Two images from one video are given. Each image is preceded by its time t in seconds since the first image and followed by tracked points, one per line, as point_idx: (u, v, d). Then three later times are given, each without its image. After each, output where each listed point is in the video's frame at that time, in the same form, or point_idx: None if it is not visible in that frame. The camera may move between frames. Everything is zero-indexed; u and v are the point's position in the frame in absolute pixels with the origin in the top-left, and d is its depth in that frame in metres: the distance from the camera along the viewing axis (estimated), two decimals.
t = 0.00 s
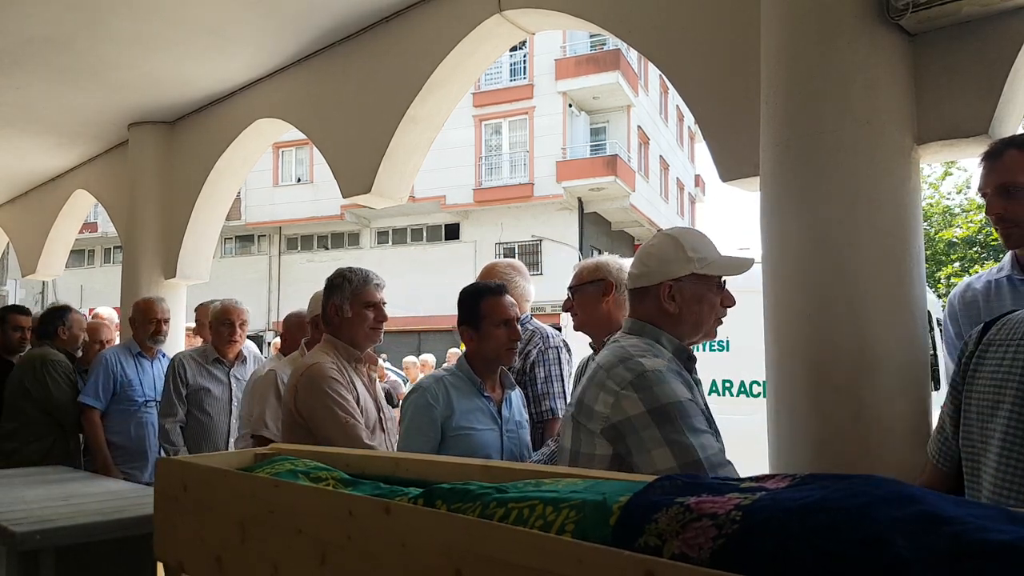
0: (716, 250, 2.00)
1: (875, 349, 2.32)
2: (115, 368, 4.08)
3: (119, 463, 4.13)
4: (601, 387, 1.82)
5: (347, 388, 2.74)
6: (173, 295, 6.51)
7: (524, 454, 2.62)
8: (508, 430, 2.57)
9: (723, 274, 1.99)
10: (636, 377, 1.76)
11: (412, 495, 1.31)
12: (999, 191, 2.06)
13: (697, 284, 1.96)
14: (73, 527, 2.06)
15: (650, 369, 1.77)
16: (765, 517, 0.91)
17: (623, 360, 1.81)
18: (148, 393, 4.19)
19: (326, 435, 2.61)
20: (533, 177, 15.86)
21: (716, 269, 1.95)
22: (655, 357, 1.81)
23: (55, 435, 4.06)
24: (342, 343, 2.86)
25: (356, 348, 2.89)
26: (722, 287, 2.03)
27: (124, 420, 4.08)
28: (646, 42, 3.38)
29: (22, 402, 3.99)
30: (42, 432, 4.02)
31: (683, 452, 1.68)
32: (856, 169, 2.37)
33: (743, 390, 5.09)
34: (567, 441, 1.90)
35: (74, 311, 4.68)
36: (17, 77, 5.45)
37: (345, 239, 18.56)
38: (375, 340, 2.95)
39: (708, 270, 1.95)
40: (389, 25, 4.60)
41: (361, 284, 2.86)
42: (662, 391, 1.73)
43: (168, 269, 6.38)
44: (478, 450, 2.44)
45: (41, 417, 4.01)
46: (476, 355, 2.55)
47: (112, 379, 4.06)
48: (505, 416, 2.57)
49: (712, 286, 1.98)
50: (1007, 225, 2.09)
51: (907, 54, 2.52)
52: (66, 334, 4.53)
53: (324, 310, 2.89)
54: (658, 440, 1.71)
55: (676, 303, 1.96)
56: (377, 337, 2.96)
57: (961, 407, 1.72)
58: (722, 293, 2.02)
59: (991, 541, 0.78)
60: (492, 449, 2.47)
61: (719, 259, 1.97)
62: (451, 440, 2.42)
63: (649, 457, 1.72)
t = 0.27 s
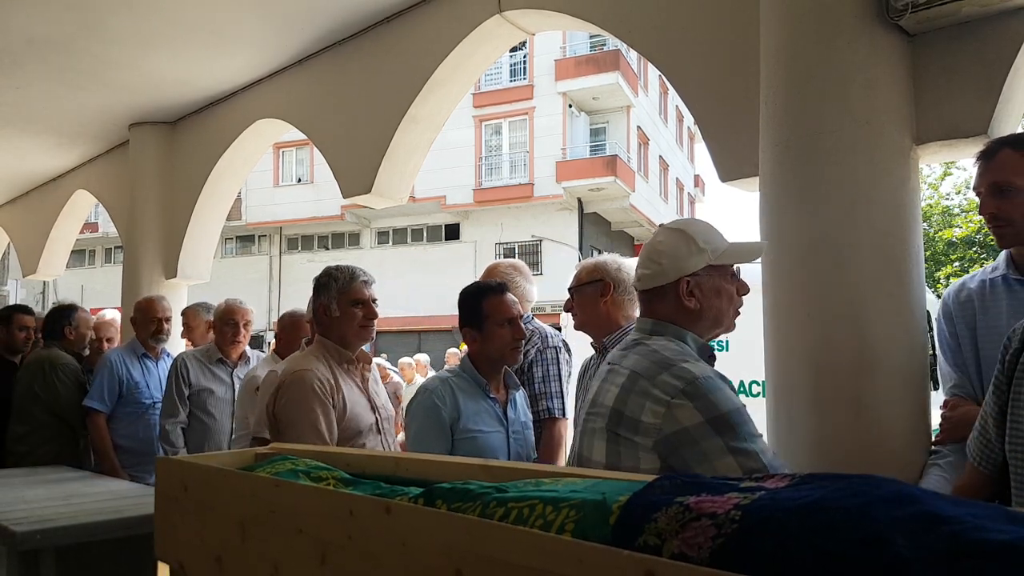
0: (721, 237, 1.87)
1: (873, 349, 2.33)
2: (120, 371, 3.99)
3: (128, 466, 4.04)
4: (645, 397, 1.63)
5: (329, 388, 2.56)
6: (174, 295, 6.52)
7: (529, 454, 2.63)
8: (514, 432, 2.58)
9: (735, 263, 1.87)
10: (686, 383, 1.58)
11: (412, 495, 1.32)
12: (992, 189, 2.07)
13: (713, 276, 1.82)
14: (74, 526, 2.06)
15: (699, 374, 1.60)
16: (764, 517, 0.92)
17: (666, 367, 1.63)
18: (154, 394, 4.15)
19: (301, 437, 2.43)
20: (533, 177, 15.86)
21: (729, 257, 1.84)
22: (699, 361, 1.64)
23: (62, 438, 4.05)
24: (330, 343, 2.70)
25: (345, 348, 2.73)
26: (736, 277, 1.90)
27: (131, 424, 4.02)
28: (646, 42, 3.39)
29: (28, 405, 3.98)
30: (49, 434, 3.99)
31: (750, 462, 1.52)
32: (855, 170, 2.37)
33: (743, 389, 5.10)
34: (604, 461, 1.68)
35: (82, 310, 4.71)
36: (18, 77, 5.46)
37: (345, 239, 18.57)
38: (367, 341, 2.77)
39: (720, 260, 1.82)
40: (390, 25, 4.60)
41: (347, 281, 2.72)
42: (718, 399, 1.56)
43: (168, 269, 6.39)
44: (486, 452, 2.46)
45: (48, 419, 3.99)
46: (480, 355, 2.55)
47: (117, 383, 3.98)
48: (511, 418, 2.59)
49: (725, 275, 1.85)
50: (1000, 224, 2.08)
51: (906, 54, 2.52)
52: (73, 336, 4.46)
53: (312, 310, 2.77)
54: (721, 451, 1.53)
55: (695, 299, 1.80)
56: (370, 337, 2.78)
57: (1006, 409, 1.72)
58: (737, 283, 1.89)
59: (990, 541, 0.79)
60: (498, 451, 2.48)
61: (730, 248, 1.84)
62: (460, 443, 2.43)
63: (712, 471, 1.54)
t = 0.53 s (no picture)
0: (757, 229, 1.73)
1: (873, 350, 2.33)
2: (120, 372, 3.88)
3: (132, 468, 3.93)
4: (683, 405, 1.51)
5: (309, 391, 2.51)
6: (173, 295, 6.52)
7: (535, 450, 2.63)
8: (519, 428, 2.58)
9: (772, 258, 1.72)
10: (728, 390, 1.46)
11: (412, 495, 1.32)
12: (996, 193, 2.06)
13: (747, 271, 1.68)
14: (73, 526, 2.06)
15: (741, 378, 1.48)
16: (765, 517, 0.92)
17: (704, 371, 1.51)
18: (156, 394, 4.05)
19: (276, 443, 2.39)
20: (533, 177, 15.86)
21: (765, 251, 1.69)
22: (737, 364, 1.53)
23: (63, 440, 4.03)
24: (317, 344, 2.65)
25: (335, 349, 2.67)
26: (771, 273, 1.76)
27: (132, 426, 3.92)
28: (646, 42, 3.39)
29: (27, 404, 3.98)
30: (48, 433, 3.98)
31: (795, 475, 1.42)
32: (856, 170, 2.37)
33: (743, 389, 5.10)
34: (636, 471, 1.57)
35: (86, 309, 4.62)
36: (18, 77, 5.46)
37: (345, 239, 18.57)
38: (359, 339, 2.71)
39: (757, 254, 1.68)
40: (390, 25, 4.60)
41: (337, 279, 2.67)
42: (763, 407, 1.44)
43: (168, 269, 6.39)
44: (496, 449, 2.45)
45: (49, 419, 3.97)
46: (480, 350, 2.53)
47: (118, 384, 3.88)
48: (516, 414, 2.59)
49: (761, 270, 1.71)
50: (1006, 228, 2.06)
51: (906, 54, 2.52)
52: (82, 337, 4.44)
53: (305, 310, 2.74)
54: (763, 463, 1.44)
55: (727, 294, 1.67)
56: (363, 336, 2.72)
57: None
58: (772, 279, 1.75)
59: (990, 541, 0.78)
60: (506, 447, 2.47)
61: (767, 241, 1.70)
62: (470, 442, 2.40)
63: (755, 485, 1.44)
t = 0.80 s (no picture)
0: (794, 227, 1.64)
1: (873, 350, 2.33)
2: (116, 374, 3.86)
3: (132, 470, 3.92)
4: (708, 413, 1.43)
5: (305, 392, 2.51)
6: (173, 295, 6.52)
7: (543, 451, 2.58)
8: (528, 429, 2.52)
9: (807, 258, 1.62)
10: (756, 398, 1.39)
11: (412, 495, 1.32)
12: (996, 194, 2.07)
13: (778, 270, 1.59)
14: (74, 526, 2.06)
15: (772, 385, 1.40)
16: (764, 517, 0.92)
17: (731, 377, 1.43)
18: (153, 396, 4.02)
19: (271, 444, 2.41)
20: (533, 177, 15.86)
21: (799, 250, 1.59)
22: (766, 368, 1.45)
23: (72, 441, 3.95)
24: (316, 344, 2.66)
25: (334, 349, 2.67)
26: (804, 274, 1.66)
27: (130, 429, 3.90)
28: (646, 42, 3.39)
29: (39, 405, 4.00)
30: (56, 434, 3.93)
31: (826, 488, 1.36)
32: (855, 170, 2.37)
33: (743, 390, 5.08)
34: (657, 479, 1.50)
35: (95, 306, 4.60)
36: (18, 77, 5.46)
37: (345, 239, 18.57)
38: (359, 339, 2.70)
39: (790, 254, 1.59)
40: (390, 25, 4.60)
41: (336, 279, 2.67)
42: (795, 416, 1.37)
43: (168, 269, 6.39)
44: (505, 450, 2.37)
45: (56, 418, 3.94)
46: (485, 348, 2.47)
47: (114, 386, 3.85)
48: (523, 414, 2.53)
49: (793, 271, 1.62)
50: (1006, 228, 2.07)
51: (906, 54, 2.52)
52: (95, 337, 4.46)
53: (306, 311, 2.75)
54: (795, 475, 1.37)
55: (754, 294, 1.58)
56: (363, 335, 2.71)
57: None
58: (805, 280, 1.65)
59: (990, 541, 0.78)
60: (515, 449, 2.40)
61: (803, 239, 1.60)
62: (478, 442, 2.33)
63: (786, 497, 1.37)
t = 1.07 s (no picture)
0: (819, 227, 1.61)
1: (874, 350, 2.33)
2: (116, 373, 3.86)
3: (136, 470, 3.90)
4: (714, 415, 1.44)
5: (320, 391, 2.51)
6: (173, 296, 6.52)
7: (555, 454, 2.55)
8: (539, 431, 2.49)
9: (833, 259, 1.60)
10: (761, 402, 1.39)
11: (412, 495, 1.32)
12: (995, 193, 2.07)
13: (800, 270, 1.57)
14: (74, 526, 2.06)
15: (779, 390, 1.40)
16: (764, 517, 0.92)
17: (740, 380, 1.43)
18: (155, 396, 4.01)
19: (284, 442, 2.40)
20: (533, 177, 15.86)
21: (823, 251, 1.56)
22: (776, 372, 1.44)
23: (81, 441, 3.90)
24: (332, 344, 2.66)
25: (351, 348, 2.67)
26: (829, 276, 1.63)
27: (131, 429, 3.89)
28: (645, 42, 3.39)
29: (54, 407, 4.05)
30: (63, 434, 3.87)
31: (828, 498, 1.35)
32: (855, 169, 2.37)
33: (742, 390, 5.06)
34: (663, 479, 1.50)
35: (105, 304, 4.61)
36: (18, 77, 5.46)
37: (345, 239, 18.57)
38: (376, 339, 2.69)
39: (813, 254, 1.56)
40: (390, 25, 4.60)
41: (354, 279, 2.66)
42: (801, 423, 1.36)
43: (168, 269, 6.39)
44: (513, 454, 2.34)
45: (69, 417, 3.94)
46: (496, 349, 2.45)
47: (115, 386, 3.85)
48: (535, 416, 2.50)
49: (816, 272, 1.59)
50: (1004, 228, 2.07)
51: (906, 54, 2.52)
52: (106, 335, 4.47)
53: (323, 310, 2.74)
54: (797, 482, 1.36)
55: (774, 294, 1.57)
56: (380, 335, 2.70)
57: None
58: (828, 282, 1.62)
59: (990, 541, 0.78)
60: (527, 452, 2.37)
61: (828, 239, 1.57)
62: (484, 445, 2.31)
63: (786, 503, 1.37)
